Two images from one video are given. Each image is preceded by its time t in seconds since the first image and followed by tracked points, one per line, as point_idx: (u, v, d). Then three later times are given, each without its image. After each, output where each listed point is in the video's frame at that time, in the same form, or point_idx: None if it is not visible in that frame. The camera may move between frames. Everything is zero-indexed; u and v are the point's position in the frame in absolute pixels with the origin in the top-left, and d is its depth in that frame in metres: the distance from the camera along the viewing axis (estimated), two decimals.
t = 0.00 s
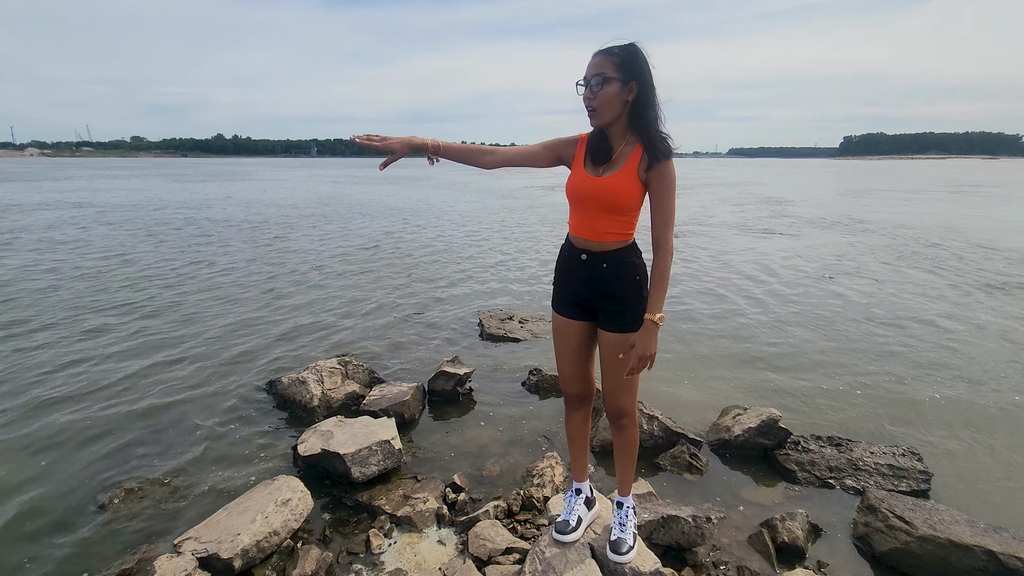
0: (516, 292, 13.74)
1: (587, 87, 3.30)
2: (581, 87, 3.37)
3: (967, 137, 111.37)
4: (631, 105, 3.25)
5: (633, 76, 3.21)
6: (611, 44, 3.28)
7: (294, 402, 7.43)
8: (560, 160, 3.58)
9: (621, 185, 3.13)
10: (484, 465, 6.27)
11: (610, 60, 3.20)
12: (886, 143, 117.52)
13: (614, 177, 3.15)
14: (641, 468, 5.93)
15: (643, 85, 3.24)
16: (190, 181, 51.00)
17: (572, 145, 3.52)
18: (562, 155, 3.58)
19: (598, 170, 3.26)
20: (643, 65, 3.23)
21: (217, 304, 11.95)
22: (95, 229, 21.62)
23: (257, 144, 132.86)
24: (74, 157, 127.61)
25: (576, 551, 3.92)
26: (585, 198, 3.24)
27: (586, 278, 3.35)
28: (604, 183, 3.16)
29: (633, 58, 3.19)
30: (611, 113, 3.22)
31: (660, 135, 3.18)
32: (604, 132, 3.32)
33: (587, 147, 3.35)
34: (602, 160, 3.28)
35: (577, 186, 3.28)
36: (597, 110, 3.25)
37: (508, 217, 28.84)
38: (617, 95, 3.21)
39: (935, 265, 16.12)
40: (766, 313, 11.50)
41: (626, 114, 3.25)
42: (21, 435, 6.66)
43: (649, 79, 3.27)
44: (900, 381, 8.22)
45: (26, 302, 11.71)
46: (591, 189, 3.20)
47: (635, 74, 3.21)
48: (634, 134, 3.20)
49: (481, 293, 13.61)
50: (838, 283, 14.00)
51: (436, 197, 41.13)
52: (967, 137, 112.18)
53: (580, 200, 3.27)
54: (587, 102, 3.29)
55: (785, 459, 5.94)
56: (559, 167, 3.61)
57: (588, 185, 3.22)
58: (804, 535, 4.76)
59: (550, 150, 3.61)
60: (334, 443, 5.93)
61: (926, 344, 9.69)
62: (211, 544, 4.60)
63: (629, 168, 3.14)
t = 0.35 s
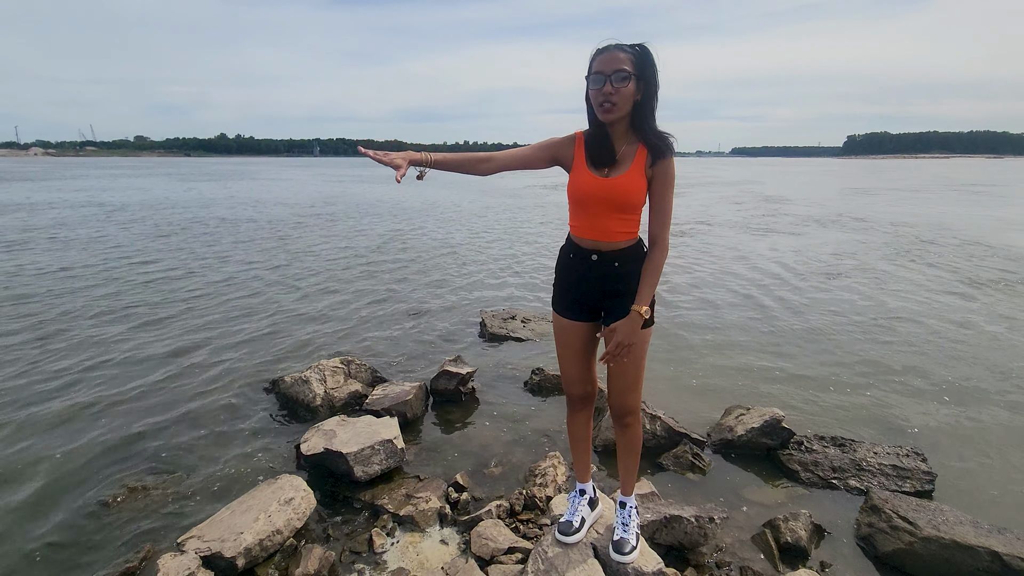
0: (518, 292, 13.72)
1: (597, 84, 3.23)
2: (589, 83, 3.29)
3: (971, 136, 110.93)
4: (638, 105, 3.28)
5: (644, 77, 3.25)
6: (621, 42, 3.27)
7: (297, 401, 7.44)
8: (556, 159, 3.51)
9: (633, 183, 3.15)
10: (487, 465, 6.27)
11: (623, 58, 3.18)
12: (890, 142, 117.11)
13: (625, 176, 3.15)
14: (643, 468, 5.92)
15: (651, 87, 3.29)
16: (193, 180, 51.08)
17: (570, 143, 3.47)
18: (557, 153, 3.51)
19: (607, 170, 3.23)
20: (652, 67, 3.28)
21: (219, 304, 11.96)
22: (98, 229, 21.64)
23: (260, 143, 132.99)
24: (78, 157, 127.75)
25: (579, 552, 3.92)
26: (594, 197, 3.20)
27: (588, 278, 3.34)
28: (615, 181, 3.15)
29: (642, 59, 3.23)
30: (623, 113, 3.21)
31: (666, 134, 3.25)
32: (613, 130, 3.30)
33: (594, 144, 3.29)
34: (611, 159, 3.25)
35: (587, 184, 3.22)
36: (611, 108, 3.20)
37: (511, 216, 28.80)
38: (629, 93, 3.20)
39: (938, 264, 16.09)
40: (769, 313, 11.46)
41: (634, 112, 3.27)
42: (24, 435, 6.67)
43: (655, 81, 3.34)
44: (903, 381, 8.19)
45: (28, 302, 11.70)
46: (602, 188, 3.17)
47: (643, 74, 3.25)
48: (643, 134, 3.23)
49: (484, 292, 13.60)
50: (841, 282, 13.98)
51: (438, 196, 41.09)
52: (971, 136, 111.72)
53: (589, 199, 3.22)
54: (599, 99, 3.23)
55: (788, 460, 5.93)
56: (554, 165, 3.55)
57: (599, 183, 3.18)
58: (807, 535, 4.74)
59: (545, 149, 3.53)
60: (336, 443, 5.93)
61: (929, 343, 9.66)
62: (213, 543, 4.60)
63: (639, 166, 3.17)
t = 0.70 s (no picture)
0: (522, 293, 13.71)
1: (608, 84, 3.20)
2: (599, 83, 3.26)
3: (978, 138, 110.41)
4: (647, 107, 3.28)
5: (653, 80, 3.25)
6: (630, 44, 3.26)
7: (301, 401, 7.46)
8: (562, 159, 3.56)
9: (640, 186, 3.14)
10: (490, 466, 6.27)
11: (636, 59, 3.18)
12: (896, 143, 116.65)
13: (634, 177, 3.14)
14: (647, 470, 5.91)
15: (659, 91, 3.29)
16: (198, 180, 51.22)
17: (576, 144, 3.50)
18: (564, 153, 3.55)
19: (615, 172, 3.22)
20: (661, 70, 3.29)
21: (224, 303, 11.99)
22: (103, 228, 21.72)
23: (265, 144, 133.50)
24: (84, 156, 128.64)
25: (582, 554, 3.91)
26: (601, 200, 3.20)
27: (594, 279, 3.34)
28: (622, 184, 3.14)
29: (652, 62, 3.23)
30: (634, 114, 3.20)
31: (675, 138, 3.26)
32: (620, 132, 3.28)
33: (602, 146, 3.28)
34: (619, 161, 3.24)
35: (596, 186, 3.21)
36: (624, 109, 3.19)
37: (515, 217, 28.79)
38: (640, 96, 3.20)
39: (943, 266, 16.03)
40: (774, 314, 11.43)
41: (644, 115, 3.26)
42: (29, 434, 6.70)
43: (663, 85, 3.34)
44: (909, 383, 8.15)
45: (34, 301, 11.75)
46: (611, 190, 3.16)
47: (653, 77, 3.26)
48: (652, 135, 3.23)
49: (487, 293, 13.60)
50: (846, 284, 13.94)
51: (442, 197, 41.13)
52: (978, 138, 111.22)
53: (597, 201, 3.22)
54: (611, 99, 3.20)
55: (793, 463, 5.91)
56: (560, 165, 3.60)
57: (606, 185, 3.18)
58: (812, 539, 4.73)
59: (551, 148, 3.59)
60: (341, 443, 5.94)
61: (935, 346, 9.63)
62: (218, 543, 4.61)
63: (648, 168, 3.16)
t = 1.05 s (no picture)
0: (527, 294, 13.71)
1: (607, 89, 3.22)
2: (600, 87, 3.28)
3: (986, 141, 109.82)
4: (650, 108, 3.24)
5: (654, 80, 3.21)
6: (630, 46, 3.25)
7: (306, 401, 7.48)
8: (582, 162, 3.65)
9: (634, 188, 3.11)
10: (494, 468, 6.27)
11: (632, 61, 3.16)
12: (904, 146, 116.08)
13: (628, 180, 3.12)
14: (652, 473, 5.89)
15: (661, 91, 3.25)
16: (206, 180, 51.51)
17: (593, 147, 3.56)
18: (583, 156, 3.63)
19: (615, 174, 3.23)
20: (662, 70, 3.25)
21: (230, 304, 12.04)
22: (111, 228, 21.84)
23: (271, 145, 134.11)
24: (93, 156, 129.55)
25: (586, 557, 3.90)
26: (603, 204, 3.22)
27: (597, 281, 3.36)
28: (619, 187, 3.15)
29: (653, 63, 3.20)
30: (632, 117, 3.18)
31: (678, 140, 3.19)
32: (623, 135, 3.28)
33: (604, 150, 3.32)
34: (619, 165, 3.24)
35: (595, 189, 3.25)
36: (623, 113, 3.18)
37: (520, 218, 28.81)
38: (639, 98, 3.17)
39: (952, 269, 15.92)
40: (779, 317, 11.39)
41: (643, 115, 3.21)
42: (38, 433, 6.75)
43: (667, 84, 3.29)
44: (916, 387, 8.09)
45: (44, 301, 11.85)
46: (611, 194, 3.18)
47: (654, 78, 3.21)
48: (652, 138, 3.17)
49: (492, 294, 13.61)
50: (853, 286, 13.86)
51: (447, 198, 41.17)
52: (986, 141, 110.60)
53: (597, 205, 3.26)
54: (609, 103, 3.22)
55: (799, 467, 5.87)
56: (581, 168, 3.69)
57: (605, 188, 3.21)
58: (818, 544, 4.70)
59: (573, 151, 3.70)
60: (345, 443, 5.95)
61: (943, 350, 9.56)
62: (223, 542, 4.62)
63: (641, 170, 3.09)
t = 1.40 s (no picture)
0: (534, 294, 13.70)
1: (607, 93, 3.24)
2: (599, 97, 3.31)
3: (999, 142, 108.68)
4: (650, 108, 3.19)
5: (651, 79, 3.16)
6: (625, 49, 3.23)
7: (314, 399, 7.51)
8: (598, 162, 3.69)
9: (635, 189, 3.10)
10: (501, 467, 6.26)
11: (629, 63, 3.14)
12: (915, 147, 115.07)
13: (630, 181, 3.10)
14: (659, 475, 5.87)
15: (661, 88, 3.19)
16: (216, 179, 51.82)
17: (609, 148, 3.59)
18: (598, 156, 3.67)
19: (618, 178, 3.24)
20: (660, 67, 3.19)
21: (239, 302, 12.11)
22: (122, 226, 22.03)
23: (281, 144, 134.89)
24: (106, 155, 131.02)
25: (593, 557, 3.88)
26: (607, 208, 3.26)
27: (604, 280, 3.37)
28: (621, 187, 3.15)
29: (649, 62, 3.16)
30: (632, 118, 3.17)
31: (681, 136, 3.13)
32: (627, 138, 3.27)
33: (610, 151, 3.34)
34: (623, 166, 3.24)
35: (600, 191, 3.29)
36: (620, 118, 3.19)
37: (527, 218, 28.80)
38: (639, 99, 3.15)
39: (965, 270, 15.75)
40: (788, 318, 11.31)
41: (644, 114, 3.17)
42: (49, 428, 6.82)
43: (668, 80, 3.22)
44: (928, 390, 8.01)
45: (56, 297, 11.98)
46: (613, 198, 3.19)
47: (654, 76, 3.17)
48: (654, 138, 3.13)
49: (500, 294, 13.61)
50: (864, 287, 13.74)
51: (455, 197, 41.22)
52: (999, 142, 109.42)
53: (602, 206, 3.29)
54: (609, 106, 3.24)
55: (808, 470, 5.83)
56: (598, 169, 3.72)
57: (608, 194, 3.23)
58: (827, 548, 4.66)
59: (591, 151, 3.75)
60: (353, 441, 5.97)
61: (956, 353, 9.44)
62: (231, 537, 4.64)
63: (643, 170, 3.07)
